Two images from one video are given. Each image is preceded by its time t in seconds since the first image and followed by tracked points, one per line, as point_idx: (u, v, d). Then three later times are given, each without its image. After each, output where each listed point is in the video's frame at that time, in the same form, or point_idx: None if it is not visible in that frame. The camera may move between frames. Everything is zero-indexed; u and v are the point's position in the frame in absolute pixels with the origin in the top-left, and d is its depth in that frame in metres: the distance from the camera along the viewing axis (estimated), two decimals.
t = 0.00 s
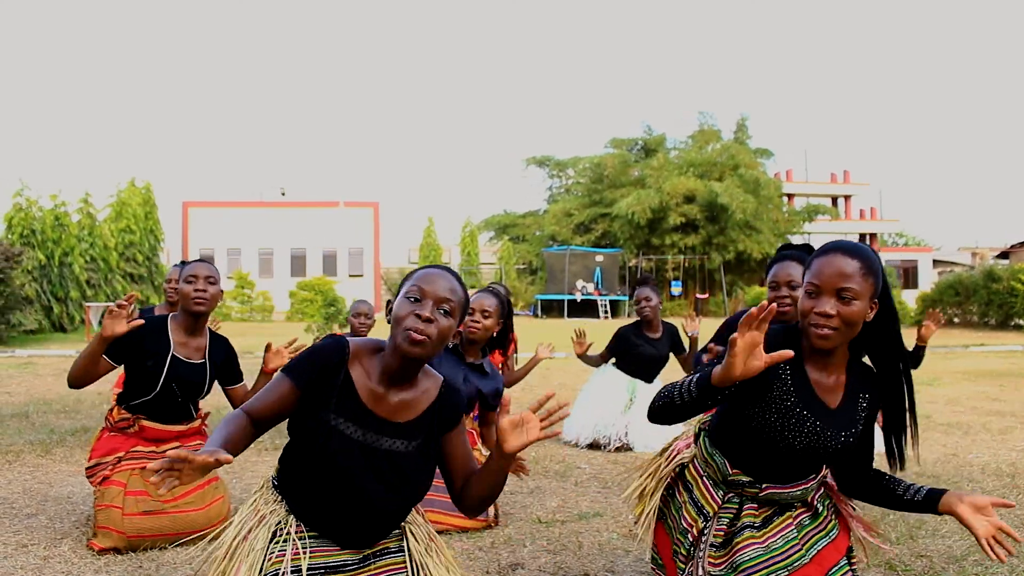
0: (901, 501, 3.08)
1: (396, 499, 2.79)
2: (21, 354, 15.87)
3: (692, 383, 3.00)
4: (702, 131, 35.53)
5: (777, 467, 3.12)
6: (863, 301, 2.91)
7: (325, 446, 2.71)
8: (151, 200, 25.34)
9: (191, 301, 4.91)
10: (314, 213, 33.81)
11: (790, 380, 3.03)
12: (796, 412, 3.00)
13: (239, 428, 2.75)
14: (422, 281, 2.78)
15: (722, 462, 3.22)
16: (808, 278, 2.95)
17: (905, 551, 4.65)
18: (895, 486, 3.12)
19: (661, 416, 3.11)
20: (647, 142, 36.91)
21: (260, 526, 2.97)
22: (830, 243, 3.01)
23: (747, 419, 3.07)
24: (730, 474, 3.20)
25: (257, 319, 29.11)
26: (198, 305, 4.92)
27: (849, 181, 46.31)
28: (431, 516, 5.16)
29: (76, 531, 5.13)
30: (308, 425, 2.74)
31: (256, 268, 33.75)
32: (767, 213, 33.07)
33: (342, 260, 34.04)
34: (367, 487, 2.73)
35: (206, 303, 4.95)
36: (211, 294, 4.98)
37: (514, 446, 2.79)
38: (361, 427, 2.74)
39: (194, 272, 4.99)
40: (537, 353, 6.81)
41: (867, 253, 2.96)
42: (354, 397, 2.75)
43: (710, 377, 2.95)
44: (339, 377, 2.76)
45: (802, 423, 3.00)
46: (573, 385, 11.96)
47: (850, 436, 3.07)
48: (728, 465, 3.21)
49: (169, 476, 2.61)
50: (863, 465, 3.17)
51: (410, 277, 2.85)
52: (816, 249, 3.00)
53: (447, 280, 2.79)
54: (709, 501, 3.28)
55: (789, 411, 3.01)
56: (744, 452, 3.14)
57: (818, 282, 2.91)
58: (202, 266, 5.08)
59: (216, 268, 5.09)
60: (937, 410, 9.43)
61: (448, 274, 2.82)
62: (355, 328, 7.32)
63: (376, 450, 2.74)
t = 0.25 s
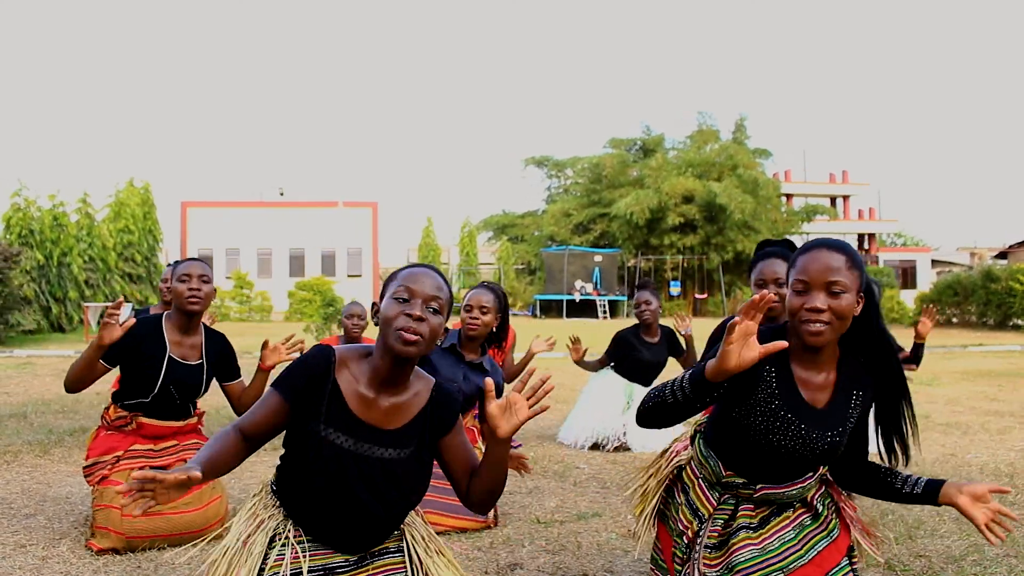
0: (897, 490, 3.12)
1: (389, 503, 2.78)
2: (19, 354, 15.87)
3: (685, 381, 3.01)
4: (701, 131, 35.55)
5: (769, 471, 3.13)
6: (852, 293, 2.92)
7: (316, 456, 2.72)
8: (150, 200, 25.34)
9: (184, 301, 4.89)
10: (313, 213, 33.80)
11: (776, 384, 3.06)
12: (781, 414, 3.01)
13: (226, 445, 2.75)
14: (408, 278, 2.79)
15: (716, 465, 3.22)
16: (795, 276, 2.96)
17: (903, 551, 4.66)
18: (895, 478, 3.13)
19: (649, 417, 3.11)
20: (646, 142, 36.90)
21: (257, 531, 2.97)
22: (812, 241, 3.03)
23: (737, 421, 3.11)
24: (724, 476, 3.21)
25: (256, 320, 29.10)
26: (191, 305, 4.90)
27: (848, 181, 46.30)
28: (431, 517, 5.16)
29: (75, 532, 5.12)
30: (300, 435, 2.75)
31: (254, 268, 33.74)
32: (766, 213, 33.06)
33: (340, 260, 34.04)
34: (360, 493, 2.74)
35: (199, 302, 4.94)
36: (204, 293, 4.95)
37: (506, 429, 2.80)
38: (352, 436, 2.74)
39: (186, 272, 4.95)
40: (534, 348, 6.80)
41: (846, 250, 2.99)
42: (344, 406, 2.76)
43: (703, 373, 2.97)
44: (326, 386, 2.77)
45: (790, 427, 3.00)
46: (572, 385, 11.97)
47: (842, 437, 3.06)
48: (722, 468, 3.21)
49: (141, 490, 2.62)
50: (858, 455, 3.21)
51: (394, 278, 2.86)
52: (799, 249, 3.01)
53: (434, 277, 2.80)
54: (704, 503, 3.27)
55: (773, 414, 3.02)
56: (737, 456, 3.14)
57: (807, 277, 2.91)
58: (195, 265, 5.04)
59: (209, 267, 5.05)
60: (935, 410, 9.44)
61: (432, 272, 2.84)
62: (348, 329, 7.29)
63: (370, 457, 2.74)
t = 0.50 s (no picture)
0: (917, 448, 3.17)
1: (389, 481, 2.82)
2: (18, 354, 15.87)
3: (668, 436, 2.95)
4: (700, 131, 35.57)
5: (769, 458, 3.15)
6: (822, 275, 2.94)
7: (308, 446, 2.75)
8: (149, 199, 25.33)
9: (171, 294, 4.98)
10: (312, 213, 33.79)
11: (756, 377, 3.08)
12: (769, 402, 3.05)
13: (214, 449, 2.82)
14: (374, 261, 2.80)
15: (718, 459, 3.22)
16: (764, 267, 2.94)
17: (902, 551, 4.65)
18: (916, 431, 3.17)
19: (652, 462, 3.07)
20: (646, 142, 36.89)
21: (261, 527, 2.97)
22: (773, 228, 3.03)
23: (728, 414, 3.15)
24: (726, 469, 3.20)
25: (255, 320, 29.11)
26: (179, 298, 4.99)
27: (847, 181, 46.35)
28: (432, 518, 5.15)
29: (74, 532, 5.12)
30: (292, 429, 2.79)
31: (254, 268, 33.73)
32: (765, 213, 33.07)
33: (339, 260, 34.05)
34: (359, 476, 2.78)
35: (186, 295, 5.03)
36: (190, 285, 5.06)
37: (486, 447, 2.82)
38: (341, 420, 2.78)
39: (172, 265, 5.06)
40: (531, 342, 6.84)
41: (810, 235, 3.01)
42: (328, 392, 2.79)
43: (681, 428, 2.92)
44: (308, 376, 2.80)
45: (780, 413, 3.05)
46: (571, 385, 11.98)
47: (833, 409, 3.11)
48: (724, 462, 3.20)
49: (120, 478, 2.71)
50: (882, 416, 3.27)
51: (359, 263, 2.86)
52: (765, 236, 2.99)
53: (403, 258, 2.81)
54: (708, 499, 3.25)
55: (760, 401, 3.06)
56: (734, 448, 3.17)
57: (779, 266, 2.90)
58: (179, 258, 5.15)
59: (192, 259, 5.16)
60: (934, 410, 9.45)
61: (400, 253, 2.85)
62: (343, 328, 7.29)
63: (363, 436, 2.78)
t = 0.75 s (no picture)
0: (918, 396, 3.08)
1: (379, 460, 2.89)
2: (18, 354, 15.86)
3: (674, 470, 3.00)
4: (700, 131, 35.57)
5: (767, 467, 3.14)
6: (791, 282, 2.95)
7: (291, 437, 2.82)
8: (148, 200, 25.32)
9: (155, 295, 4.95)
10: (312, 213, 33.79)
11: (740, 404, 3.06)
12: (754, 420, 3.05)
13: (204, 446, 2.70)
14: (334, 260, 2.82)
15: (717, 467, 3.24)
16: (735, 280, 2.91)
17: (902, 552, 4.65)
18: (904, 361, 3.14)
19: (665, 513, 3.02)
20: (645, 142, 36.87)
21: (263, 525, 3.02)
22: (735, 239, 3.00)
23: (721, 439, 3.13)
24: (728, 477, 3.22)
25: (254, 320, 29.09)
26: (163, 298, 4.96)
27: (847, 181, 46.38)
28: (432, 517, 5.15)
29: (73, 532, 5.12)
30: (275, 424, 2.86)
31: (253, 268, 33.72)
32: (765, 213, 33.10)
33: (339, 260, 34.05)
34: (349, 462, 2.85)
35: (170, 294, 4.99)
36: (175, 284, 5.02)
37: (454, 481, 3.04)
38: (321, 408, 2.85)
39: (156, 265, 5.03)
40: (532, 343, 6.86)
41: (774, 241, 2.99)
42: (303, 382, 2.87)
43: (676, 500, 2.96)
44: (280, 370, 2.86)
45: (768, 432, 3.05)
46: (570, 385, 12.00)
47: (826, 410, 3.11)
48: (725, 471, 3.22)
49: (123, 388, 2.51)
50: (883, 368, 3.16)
51: (316, 262, 2.86)
52: (730, 245, 2.97)
53: (362, 251, 2.85)
54: (708, 504, 3.26)
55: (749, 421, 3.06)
56: (729, 457, 3.18)
57: (752, 278, 2.88)
58: (163, 257, 5.11)
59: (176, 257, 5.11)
60: (934, 410, 9.44)
61: (360, 244, 2.88)
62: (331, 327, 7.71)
63: (348, 419, 2.86)
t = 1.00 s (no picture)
0: (909, 368, 3.01)
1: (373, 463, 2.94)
2: (17, 355, 15.86)
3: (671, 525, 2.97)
4: (700, 131, 35.55)
5: (762, 478, 3.12)
6: (776, 288, 2.95)
7: (278, 449, 2.84)
8: (148, 200, 25.30)
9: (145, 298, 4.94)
10: (312, 213, 33.79)
11: (736, 425, 3.04)
12: (756, 443, 3.04)
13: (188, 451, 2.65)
14: (308, 266, 2.84)
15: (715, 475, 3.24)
16: (720, 293, 2.91)
17: (902, 552, 4.64)
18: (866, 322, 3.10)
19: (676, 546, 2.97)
20: (645, 142, 36.86)
21: (264, 535, 3.10)
22: (716, 253, 3.00)
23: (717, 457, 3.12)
24: (724, 487, 3.21)
25: (254, 320, 29.09)
26: (153, 299, 4.97)
27: (846, 181, 46.38)
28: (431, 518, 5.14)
29: (73, 532, 5.12)
30: (261, 438, 2.87)
31: (253, 268, 33.71)
32: (765, 213, 33.14)
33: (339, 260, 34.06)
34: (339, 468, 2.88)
35: (159, 296, 4.99)
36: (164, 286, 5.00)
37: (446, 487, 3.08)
38: (307, 419, 2.88)
39: (145, 266, 4.99)
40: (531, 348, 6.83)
41: (753, 249, 3.00)
42: (286, 395, 2.90)
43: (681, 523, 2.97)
44: (262, 383, 2.89)
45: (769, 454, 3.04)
46: (570, 385, 12.00)
47: (817, 415, 3.12)
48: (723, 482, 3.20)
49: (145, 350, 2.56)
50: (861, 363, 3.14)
51: (289, 272, 2.88)
52: (710, 258, 2.97)
53: (336, 257, 2.88)
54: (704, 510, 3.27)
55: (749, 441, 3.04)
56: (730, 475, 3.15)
57: (736, 288, 2.88)
58: (151, 257, 5.07)
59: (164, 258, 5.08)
60: (934, 410, 9.44)
61: (332, 252, 2.91)
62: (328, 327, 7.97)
63: (334, 427, 2.89)
